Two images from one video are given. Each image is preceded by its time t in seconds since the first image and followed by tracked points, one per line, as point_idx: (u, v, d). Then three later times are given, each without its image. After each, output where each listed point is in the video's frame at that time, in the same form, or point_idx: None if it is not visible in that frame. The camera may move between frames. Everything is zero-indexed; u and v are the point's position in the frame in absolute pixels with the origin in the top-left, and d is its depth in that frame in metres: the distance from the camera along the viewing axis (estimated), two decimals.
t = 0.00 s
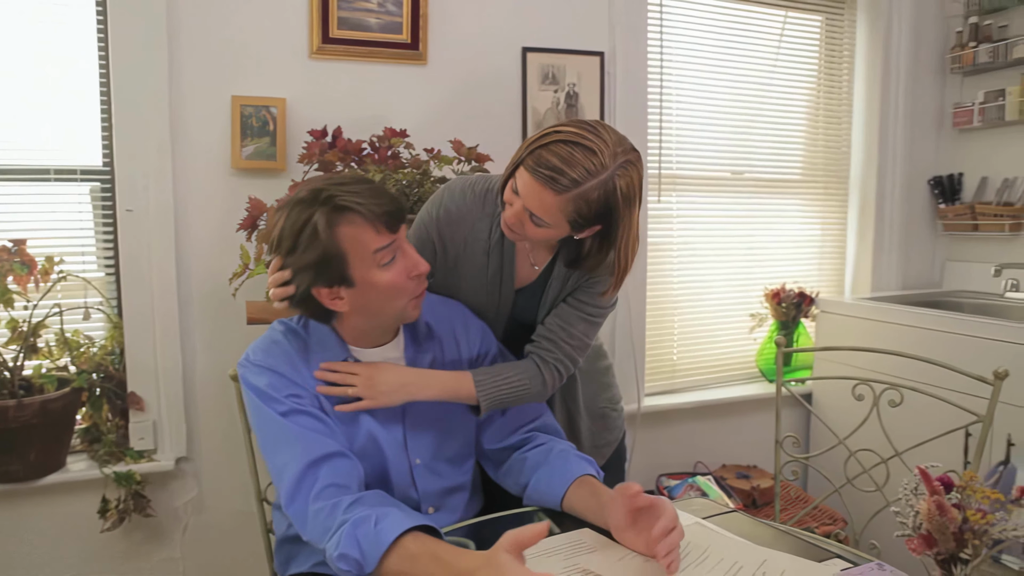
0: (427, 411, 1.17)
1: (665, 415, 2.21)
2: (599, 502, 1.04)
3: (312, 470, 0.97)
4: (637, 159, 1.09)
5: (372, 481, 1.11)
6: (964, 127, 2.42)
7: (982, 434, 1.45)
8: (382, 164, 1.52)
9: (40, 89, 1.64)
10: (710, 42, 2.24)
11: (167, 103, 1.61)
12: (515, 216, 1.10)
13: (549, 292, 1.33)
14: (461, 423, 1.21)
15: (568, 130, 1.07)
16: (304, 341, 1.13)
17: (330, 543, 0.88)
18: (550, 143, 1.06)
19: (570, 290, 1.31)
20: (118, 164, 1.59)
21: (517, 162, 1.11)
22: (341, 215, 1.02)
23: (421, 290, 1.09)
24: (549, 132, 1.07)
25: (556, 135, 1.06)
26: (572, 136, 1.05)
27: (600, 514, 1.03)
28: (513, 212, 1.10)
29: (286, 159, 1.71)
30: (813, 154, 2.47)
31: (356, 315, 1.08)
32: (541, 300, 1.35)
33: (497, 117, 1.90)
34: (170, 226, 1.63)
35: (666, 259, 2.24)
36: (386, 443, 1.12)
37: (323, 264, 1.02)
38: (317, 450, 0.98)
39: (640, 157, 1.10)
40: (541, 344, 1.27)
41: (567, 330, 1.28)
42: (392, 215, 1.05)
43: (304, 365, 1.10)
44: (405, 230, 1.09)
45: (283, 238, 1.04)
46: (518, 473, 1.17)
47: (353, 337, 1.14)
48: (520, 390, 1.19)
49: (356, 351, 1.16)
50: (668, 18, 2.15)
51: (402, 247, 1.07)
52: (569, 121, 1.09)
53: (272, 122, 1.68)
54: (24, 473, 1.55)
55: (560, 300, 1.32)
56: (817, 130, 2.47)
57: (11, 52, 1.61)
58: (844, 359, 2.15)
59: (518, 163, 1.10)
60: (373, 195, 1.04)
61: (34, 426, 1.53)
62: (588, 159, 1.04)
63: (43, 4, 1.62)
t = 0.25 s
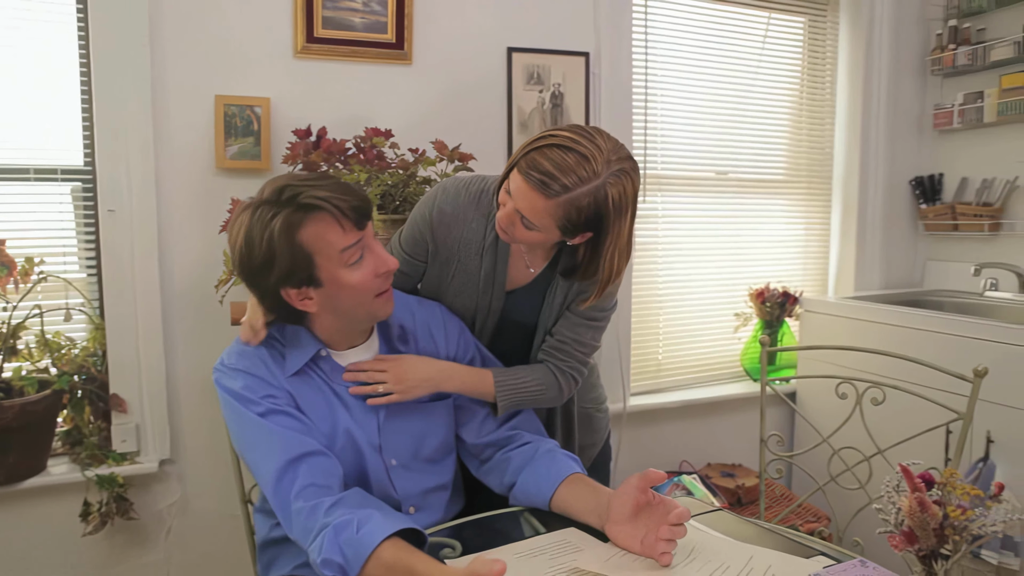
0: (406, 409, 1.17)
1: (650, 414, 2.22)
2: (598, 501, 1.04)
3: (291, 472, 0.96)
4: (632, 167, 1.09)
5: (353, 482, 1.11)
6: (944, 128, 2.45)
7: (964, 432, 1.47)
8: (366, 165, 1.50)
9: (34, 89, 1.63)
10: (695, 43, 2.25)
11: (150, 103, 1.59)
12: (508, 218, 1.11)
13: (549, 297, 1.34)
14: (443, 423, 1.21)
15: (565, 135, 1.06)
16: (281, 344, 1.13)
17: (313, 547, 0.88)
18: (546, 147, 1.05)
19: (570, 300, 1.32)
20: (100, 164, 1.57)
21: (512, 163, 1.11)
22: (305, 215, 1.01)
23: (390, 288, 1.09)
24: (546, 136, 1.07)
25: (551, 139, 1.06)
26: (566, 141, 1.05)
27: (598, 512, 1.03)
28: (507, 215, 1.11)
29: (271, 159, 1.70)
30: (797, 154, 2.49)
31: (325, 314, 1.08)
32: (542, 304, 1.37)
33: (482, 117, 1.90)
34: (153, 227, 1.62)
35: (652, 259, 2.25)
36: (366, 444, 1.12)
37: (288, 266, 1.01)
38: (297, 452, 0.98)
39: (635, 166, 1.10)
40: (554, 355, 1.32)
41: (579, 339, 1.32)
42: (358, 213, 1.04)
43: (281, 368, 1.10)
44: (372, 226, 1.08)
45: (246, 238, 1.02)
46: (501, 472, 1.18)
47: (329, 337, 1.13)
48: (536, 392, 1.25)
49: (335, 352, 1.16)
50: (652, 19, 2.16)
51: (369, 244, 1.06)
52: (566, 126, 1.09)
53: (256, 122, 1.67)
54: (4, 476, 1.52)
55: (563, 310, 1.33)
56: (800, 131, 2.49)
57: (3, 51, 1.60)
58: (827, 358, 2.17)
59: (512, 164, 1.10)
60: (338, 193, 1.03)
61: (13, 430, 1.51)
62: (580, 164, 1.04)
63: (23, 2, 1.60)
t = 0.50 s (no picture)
0: (392, 410, 1.17)
1: (635, 413, 2.23)
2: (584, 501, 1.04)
3: (274, 473, 0.96)
4: (628, 170, 1.10)
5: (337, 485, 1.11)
6: (923, 130, 2.48)
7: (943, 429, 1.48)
8: (351, 164, 1.50)
9: (11, 87, 1.61)
10: (678, 45, 2.27)
11: (130, 102, 1.57)
12: (501, 218, 1.11)
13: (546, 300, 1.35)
14: (430, 424, 1.20)
15: (563, 138, 1.07)
16: (267, 347, 1.13)
17: (298, 549, 0.87)
18: (543, 148, 1.06)
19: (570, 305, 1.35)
20: (80, 163, 1.55)
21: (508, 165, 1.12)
22: (286, 221, 1.00)
23: (375, 291, 1.09)
24: (542, 138, 1.08)
25: (547, 142, 1.07)
26: (562, 143, 1.06)
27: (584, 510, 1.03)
28: (501, 215, 1.11)
29: (254, 159, 1.69)
30: (779, 154, 2.51)
31: (310, 319, 1.07)
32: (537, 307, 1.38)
33: (467, 117, 1.90)
34: (135, 227, 1.60)
35: (637, 259, 2.26)
36: (351, 446, 1.11)
37: (270, 273, 1.01)
38: (281, 453, 0.97)
39: (631, 170, 1.10)
40: (557, 359, 1.37)
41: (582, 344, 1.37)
42: (339, 219, 1.04)
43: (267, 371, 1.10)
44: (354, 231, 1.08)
45: (226, 248, 1.01)
46: (489, 473, 1.17)
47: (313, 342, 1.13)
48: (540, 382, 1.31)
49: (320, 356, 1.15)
50: (636, 20, 2.17)
51: (352, 249, 1.06)
52: (562, 129, 1.09)
53: (240, 122, 1.66)
54: None
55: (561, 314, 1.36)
56: (783, 131, 2.51)
57: None
58: (810, 357, 2.19)
59: (508, 166, 1.11)
60: (318, 199, 1.03)
61: None
62: (574, 165, 1.04)
63: None
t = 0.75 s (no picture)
0: (378, 412, 1.16)
1: (621, 413, 2.24)
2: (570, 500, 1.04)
3: (260, 475, 0.95)
4: (622, 156, 1.12)
5: (322, 486, 1.10)
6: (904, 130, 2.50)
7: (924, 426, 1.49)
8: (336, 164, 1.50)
9: None
10: (663, 45, 2.27)
11: (112, 102, 1.56)
12: (500, 209, 1.12)
13: (539, 298, 1.36)
14: (417, 425, 1.20)
15: (558, 125, 1.09)
16: (252, 349, 1.13)
17: (283, 550, 0.87)
18: (540, 134, 1.08)
19: (562, 304, 1.36)
20: (61, 163, 1.54)
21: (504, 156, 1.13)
22: (273, 220, 1.00)
23: (362, 290, 1.09)
24: (539, 127, 1.10)
25: (543, 129, 1.09)
26: (558, 129, 1.08)
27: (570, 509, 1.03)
28: (500, 206, 1.11)
29: (238, 159, 1.68)
30: (763, 155, 2.53)
31: (297, 319, 1.07)
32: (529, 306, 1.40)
33: (452, 117, 1.90)
34: (117, 227, 1.59)
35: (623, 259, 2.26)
36: (336, 447, 1.11)
37: (256, 271, 1.00)
38: (266, 455, 0.96)
39: (625, 155, 1.12)
40: (553, 359, 1.39)
41: (576, 347, 1.39)
42: (326, 217, 1.04)
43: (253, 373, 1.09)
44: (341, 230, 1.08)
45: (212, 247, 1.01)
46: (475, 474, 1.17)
47: (299, 342, 1.12)
48: (534, 377, 1.35)
49: (306, 357, 1.15)
50: (621, 20, 2.18)
51: (339, 247, 1.06)
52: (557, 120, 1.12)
53: (223, 121, 1.64)
54: None
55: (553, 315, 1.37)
56: (766, 132, 2.52)
57: None
58: (793, 356, 2.21)
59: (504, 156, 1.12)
60: (305, 197, 1.03)
61: None
62: (573, 148, 1.06)
63: None
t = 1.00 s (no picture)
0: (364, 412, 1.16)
1: (607, 412, 2.24)
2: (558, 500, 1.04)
3: (245, 478, 0.94)
4: (608, 150, 1.12)
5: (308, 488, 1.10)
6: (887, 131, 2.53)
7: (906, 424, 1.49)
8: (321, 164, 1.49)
9: None
10: (649, 46, 2.28)
11: (94, 101, 1.54)
12: (491, 210, 1.12)
13: (529, 296, 1.36)
14: (403, 426, 1.20)
15: (542, 123, 1.09)
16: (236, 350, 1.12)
17: (268, 553, 0.86)
18: (524, 133, 1.08)
19: (554, 303, 1.36)
20: (41, 163, 1.52)
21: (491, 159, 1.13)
22: (255, 218, 1.00)
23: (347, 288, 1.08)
24: (523, 126, 1.10)
25: (528, 128, 1.09)
26: (543, 127, 1.08)
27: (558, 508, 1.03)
28: (491, 207, 1.12)
29: (222, 159, 1.66)
30: (748, 155, 2.54)
31: (282, 318, 1.06)
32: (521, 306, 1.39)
33: (438, 117, 1.90)
34: (99, 228, 1.57)
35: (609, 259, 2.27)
36: (322, 448, 1.11)
37: (239, 270, 1.00)
38: (252, 457, 0.96)
39: (611, 149, 1.13)
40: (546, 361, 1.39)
41: (570, 348, 1.38)
42: (308, 216, 1.04)
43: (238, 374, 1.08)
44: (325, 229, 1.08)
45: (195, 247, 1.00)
46: (462, 474, 1.17)
47: (285, 342, 1.12)
48: (529, 381, 1.36)
49: (292, 356, 1.14)
50: (607, 19, 2.19)
51: (322, 246, 1.06)
52: (541, 118, 1.12)
53: (208, 121, 1.63)
54: None
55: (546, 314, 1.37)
56: (751, 133, 2.54)
57: None
58: (778, 355, 2.22)
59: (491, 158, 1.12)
60: (287, 196, 1.03)
61: None
62: (559, 146, 1.07)
63: None
